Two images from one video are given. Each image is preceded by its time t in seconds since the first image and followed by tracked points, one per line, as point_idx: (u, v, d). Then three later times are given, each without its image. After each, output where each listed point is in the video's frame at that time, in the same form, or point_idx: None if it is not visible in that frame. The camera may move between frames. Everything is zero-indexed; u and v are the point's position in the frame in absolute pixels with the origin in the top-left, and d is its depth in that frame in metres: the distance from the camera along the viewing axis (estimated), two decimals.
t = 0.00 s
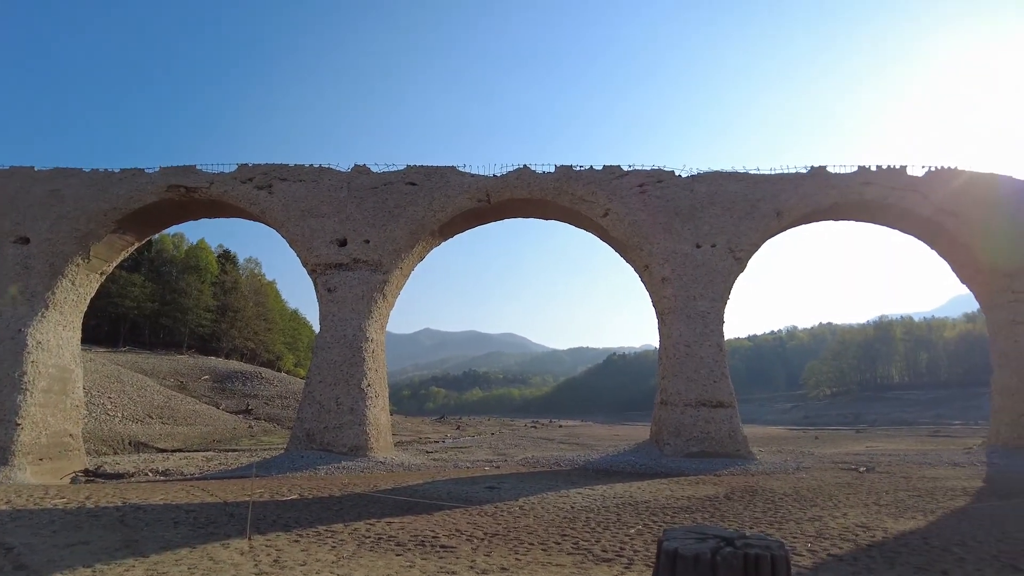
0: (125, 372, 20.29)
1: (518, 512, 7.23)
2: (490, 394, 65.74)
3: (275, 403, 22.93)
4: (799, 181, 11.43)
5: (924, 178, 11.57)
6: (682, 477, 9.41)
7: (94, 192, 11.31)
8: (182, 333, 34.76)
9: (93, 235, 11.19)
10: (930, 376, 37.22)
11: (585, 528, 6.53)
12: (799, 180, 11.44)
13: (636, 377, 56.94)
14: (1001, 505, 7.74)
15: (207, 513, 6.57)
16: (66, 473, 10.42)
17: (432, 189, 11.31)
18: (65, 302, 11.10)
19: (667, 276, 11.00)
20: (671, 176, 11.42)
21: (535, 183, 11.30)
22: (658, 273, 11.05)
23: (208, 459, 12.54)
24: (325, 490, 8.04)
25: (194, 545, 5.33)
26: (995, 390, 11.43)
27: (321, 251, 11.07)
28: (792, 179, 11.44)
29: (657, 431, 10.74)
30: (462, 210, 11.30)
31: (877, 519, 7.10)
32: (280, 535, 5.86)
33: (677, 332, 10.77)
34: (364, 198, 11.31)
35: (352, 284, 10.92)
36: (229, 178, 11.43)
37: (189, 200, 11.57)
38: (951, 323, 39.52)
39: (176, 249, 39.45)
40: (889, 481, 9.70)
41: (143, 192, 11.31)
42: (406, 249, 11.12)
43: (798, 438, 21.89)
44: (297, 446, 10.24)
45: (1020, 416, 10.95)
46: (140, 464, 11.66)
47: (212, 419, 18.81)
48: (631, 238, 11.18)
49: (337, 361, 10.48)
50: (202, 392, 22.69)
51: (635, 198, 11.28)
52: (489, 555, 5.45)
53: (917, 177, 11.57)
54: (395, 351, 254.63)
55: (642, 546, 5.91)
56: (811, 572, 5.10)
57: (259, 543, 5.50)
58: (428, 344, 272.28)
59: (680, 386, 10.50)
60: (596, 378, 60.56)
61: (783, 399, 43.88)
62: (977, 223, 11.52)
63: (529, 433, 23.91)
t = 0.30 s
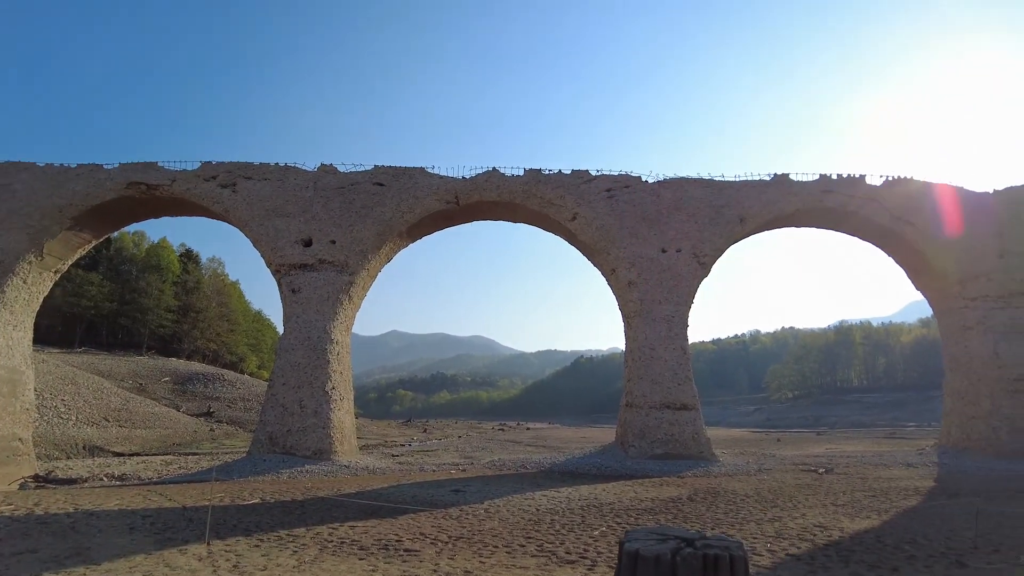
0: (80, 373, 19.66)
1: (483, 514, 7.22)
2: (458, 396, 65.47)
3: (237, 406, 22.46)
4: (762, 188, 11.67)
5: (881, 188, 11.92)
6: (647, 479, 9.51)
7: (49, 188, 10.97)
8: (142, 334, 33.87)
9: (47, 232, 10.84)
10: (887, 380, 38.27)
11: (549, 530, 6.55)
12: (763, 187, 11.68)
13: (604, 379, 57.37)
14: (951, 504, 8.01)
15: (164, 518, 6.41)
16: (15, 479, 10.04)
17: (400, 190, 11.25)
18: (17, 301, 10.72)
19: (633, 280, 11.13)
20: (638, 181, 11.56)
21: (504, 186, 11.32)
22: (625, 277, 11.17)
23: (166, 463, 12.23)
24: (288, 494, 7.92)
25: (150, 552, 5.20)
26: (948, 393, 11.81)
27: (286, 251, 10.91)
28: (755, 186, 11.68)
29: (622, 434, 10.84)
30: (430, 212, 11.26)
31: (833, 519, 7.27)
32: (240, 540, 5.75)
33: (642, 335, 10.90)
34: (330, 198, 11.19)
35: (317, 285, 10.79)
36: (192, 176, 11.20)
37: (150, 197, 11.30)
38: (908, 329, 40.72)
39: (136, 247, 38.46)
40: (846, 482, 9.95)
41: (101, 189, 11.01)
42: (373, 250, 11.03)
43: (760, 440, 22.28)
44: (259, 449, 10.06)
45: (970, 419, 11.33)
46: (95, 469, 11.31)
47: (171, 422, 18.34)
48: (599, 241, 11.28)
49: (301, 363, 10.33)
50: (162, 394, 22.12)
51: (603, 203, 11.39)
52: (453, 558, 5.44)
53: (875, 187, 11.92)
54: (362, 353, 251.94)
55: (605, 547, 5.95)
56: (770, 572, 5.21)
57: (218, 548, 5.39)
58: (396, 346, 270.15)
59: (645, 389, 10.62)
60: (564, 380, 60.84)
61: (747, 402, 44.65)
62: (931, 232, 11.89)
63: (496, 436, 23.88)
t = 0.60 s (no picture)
0: (32, 375, 18.98)
1: (448, 518, 7.19)
2: (425, 399, 65.00)
3: (198, 408, 21.96)
4: (727, 195, 11.88)
5: (842, 197, 12.22)
6: (612, 481, 9.59)
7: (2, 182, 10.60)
8: (99, 334, 32.89)
9: None
10: (847, 383, 39.20)
11: (514, 533, 6.55)
12: (728, 193, 11.89)
13: (571, 382, 57.65)
14: (904, 503, 8.26)
15: (119, 524, 6.24)
16: None
17: (367, 190, 11.16)
18: None
19: (601, 284, 11.22)
20: (606, 186, 11.66)
21: (473, 188, 11.32)
22: (592, 280, 11.25)
23: (123, 467, 11.88)
24: (249, 498, 7.77)
25: (104, 559, 5.05)
26: (903, 396, 12.17)
27: (250, 251, 10.72)
28: (720, 193, 11.88)
29: (588, 436, 10.91)
30: (398, 213, 11.19)
31: (793, 520, 7.43)
32: (199, 545, 5.62)
33: (609, 338, 11.00)
34: (296, 198, 11.04)
35: (281, 285, 10.62)
36: (153, 173, 10.94)
37: (109, 194, 11.00)
38: (866, 333, 41.79)
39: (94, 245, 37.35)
40: (805, 483, 10.18)
41: (57, 185, 10.68)
42: (339, 250, 10.90)
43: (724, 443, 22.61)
44: (220, 453, 9.86)
45: (924, 421, 11.69)
46: (47, 473, 10.93)
47: (129, 425, 17.85)
48: (567, 245, 11.35)
49: (265, 365, 10.17)
50: (119, 396, 21.49)
51: (571, 207, 11.46)
52: (417, 562, 5.40)
53: (836, 196, 12.22)
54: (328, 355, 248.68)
55: (569, 549, 5.99)
56: (730, 572, 5.29)
57: (176, 555, 5.27)
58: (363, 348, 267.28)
59: (612, 391, 10.71)
60: (532, 383, 60.94)
61: (711, 405, 45.27)
62: (889, 241, 12.24)
63: (464, 438, 23.78)
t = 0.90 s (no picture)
0: None
1: (414, 521, 7.14)
2: (393, 402, 64.41)
3: (159, 410, 21.41)
4: (694, 200, 12.05)
5: (805, 205, 12.49)
6: (579, 483, 9.62)
7: None
8: (54, 333, 31.86)
9: None
10: (809, 387, 40.04)
11: (480, 536, 6.53)
12: (695, 199, 12.05)
13: (540, 384, 57.77)
14: (862, 504, 8.47)
15: (73, 530, 6.04)
16: None
17: (335, 189, 11.03)
18: None
19: (570, 287, 11.27)
20: (576, 190, 11.74)
21: (443, 189, 11.27)
22: (561, 283, 11.30)
23: (78, 471, 11.51)
24: (209, 502, 7.60)
25: (54, 566, 4.88)
26: (862, 400, 12.47)
27: (213, 249, 10.51)
28: (688, 198, 12.04)
29: (556, 438, 10.93)
30: (367, 213, 11.08)
31: (755, 521, 7.55)
32: (156, 551, 5.48)
33: (577, 341, 11.05)
34: (262, 196, 10.87)
35: (245, 285, 10.43)
36: (113, 168, 10.65)
37: (66, 189, 10.67)
38: (828, 338, 42.76)
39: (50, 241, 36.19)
40: (768, 485, 10.35)
41: (11, 178, 10.32)
42: (306, 250, 10.75)
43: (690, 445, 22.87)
44: (180, 456, 9.62)
45: (883, 424, 11.99)
46: None
47: (85, 428, 17.30)
48: (537, 247, 11.38)
49: (227, 366, 9.97)
50: (74, 397, 20.82)
51: (541, 210, 11.50)
52: (381, 566, 5.34)
53: (800, 203, 12.48)
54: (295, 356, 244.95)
55: (535, 552, 5.99)
56: (693, 572, 5.35)
57: (131, 561, 5.12)
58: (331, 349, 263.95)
59: (580, 394, 10.75)
60: (501, 385, 60.89)
61: (677, 407, 45.77)
62: (850, 248, 12.54)
63: (431, 441, 23.63)
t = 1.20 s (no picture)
0: None
1: (378, 524, 7.07)
2: (360, 403, 63.75)
3: (116, 412, 20.81)
4: (661, 205, 12.20)
5: (769, 212, 12.75)
6: (545, 485, 9.64)
7: None
8: (5, 333, 30.75)
9: None
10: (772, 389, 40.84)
11: (445, 538, 6.50)
12: (662, 203, 12.21)
13: (508, 386, 57.77)
14: (820, 504, 8.67)
15: (21, 536, 5.83)
16: None
17: (301, 188, 10.89)
18: None
19: (539, 289, 11.31)
20: (545, 192, 11.80)
21: (411, 189, 11.21)
22: (530, 286, 11.33)
23: (29, 476, 11.13)
24: (167, 506, 7.42)
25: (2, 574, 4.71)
26: (822, 402, 12.77)
27: (175, 247, 10.27)
28: (655, 203, 12.19)
29: (523, 440, 10.94)
30: (334, 212, 10.96)
31: (717, 521, 7.67)
32: (109, 557, 5.32)
33: (545, 343, 11.09)
34: (226, 193, 10.67)
35: (208, 284, 10.21)
36: (70, 162, 10.34)
37: (20, 183, 10.32)
38: (790, 341, 43.71)
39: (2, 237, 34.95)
40: (730, 485, 10.52)
41: None
42: (271, 249, 10.58)
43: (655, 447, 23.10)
44: (138, 459, 9.37)
45: (842, 426, 12.29)
46: None
47: (37, 431, 16.72)
48: (505, 249, 11.39)
49: (188, 367, 9.75)
50: (26, 399, 20.11)
51: (510, 212, 11.52)
52: (344, 569, 5.28)
53: (764, 210, 12.74)
54: (259, 357, 240.62)
55: (499, 553, 5.99)
56: (655, 572, 5.42)
57: (83, 567, 4.96)
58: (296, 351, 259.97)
59: (547, 396, 10.79)
60: (469, 387, 60.73)
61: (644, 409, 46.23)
62: (811, 254, 12.84)
63: (398, 444, 23.44)
